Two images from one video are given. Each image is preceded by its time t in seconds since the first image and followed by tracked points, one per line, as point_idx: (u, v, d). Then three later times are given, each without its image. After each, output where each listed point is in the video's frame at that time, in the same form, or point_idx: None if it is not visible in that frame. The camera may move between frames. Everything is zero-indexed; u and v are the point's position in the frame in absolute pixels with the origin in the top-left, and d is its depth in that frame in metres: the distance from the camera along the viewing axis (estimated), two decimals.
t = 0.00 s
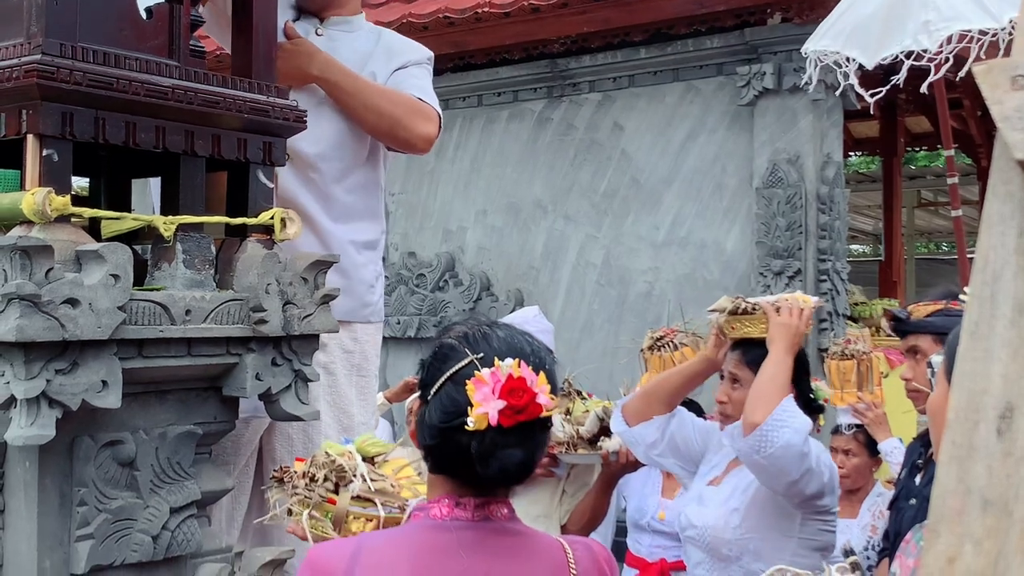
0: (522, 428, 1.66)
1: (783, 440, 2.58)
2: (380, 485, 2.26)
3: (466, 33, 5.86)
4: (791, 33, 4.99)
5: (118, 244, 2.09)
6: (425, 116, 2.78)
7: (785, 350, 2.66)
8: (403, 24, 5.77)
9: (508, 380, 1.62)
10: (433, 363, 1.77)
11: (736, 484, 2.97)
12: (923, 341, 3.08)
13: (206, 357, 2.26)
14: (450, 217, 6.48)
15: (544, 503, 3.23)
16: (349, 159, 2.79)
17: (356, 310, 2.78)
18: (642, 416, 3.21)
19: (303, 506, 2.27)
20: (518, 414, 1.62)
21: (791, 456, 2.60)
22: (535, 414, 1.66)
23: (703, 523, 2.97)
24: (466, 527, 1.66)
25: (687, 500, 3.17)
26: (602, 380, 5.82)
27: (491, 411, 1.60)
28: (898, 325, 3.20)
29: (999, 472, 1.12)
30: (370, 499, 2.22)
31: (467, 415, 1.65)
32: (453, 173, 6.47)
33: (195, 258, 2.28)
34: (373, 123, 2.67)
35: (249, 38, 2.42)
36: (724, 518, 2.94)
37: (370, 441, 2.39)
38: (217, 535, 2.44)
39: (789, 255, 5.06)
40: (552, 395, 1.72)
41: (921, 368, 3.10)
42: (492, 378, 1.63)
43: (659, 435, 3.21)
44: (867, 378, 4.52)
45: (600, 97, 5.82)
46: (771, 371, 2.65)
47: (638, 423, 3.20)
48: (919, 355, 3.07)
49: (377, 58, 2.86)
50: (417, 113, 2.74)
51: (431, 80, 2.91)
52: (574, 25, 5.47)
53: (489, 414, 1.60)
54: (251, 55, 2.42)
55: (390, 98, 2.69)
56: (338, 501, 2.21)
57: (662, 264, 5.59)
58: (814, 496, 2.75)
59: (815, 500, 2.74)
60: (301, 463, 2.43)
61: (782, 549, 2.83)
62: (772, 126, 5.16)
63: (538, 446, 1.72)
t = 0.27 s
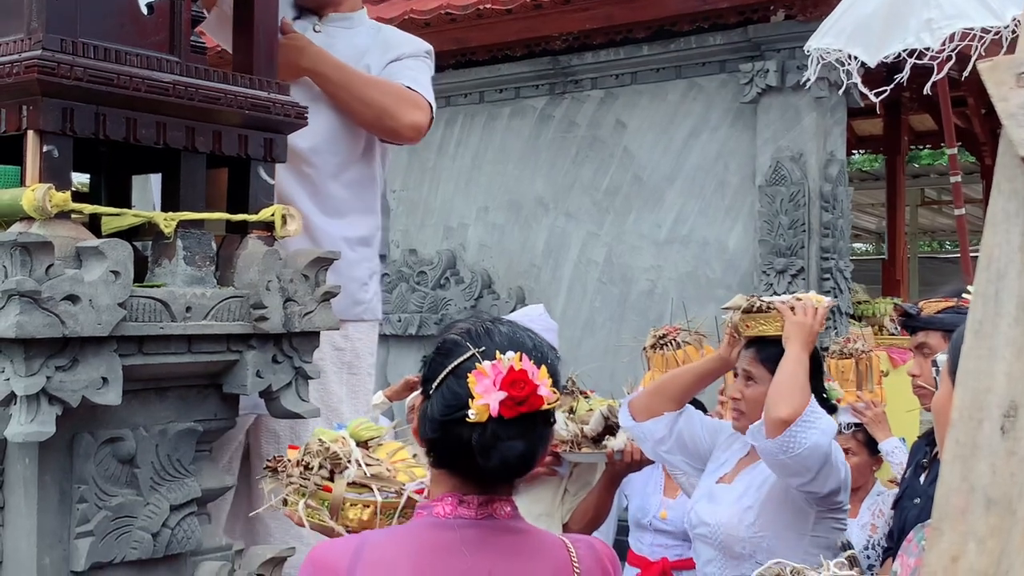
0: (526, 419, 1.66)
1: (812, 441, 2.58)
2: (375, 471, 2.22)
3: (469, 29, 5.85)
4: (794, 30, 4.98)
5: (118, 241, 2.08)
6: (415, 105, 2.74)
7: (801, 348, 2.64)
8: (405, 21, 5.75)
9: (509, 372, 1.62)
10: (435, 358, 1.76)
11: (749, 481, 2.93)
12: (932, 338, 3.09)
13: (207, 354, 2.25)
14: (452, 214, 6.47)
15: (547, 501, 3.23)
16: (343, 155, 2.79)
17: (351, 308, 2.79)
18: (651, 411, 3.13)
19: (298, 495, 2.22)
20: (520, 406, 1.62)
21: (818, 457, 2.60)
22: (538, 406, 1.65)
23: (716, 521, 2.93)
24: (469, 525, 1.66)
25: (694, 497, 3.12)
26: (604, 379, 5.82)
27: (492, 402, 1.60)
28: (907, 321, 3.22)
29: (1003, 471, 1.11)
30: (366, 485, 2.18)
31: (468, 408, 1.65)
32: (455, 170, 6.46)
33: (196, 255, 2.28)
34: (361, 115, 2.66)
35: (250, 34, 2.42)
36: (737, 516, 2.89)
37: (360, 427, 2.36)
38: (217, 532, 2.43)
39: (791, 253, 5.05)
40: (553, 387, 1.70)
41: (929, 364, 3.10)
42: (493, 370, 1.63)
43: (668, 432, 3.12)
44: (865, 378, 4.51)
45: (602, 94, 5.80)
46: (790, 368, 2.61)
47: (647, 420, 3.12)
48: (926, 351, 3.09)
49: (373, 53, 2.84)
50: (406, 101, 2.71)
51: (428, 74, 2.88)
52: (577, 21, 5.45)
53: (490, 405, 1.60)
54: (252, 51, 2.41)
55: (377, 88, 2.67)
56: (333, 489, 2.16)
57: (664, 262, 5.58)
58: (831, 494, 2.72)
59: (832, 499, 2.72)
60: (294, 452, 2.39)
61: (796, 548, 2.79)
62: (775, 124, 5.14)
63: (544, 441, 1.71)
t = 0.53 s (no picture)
0: (549, 414, 1.67)
1: (835, 441, 2.56)
2: (370, 445, 2.27)
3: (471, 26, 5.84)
4: (797, 28, 4.97)
5: (121, 236, 2.08)
6: (418, 107, 2.74)
7: (814, 348, 2.64)
8: (408, 17, 5.75)
9: (534, 366, 1.64)
10: (445, 356, 1.72)
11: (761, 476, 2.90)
12: (938, 337, 3.13)
13: (209, 350, 2.25)
14: (454, 211, 6.46)
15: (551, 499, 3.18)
16: (344, 151, 2.78)
17: (353, 303, 2.79)
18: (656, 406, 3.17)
19: (299, 474, 2.22)
20: (547, 399, 1.64)
21: (840, 457, 2.59)
22: (563, 399, 1.69)
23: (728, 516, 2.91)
24: (474, 524, 1.66)
25: (704, 492, 3.10)
26: (606, 377, 5.82)
27: (522, 397, 1.60)
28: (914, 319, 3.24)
29: (1008, 468, 1.11)
30: (364, 458, 2.23)
31: (492, 403, 1.64)
32: (457, 167, 6.45)
33: (198, 251, 2.28)
34: (363, 113, 2.65)
35: (253, 30, 2.41)
36: (749, 511, 2.87)
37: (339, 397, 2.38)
38: (218, 528, 2.43)
39: (794, 251, 5.05)
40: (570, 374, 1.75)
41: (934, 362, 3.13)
42: (518, 364, 1.64)
43: (674, 426, 3.18)
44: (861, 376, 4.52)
45: (604, 91, 5.80)
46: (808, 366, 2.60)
47: (653, 413, 3.16)
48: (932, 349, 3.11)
49: (375, 49, 2.84)
50: (408, 103, 2.71)
51: (430, 72, 2.86)
52: (580, 18, 5.44)
53: (519, 400, 1.60)
54: (255, 47, 2.41)
55: (380, 87, 2.66)
56: (336, 465, 2.20)
57: (666, 259, 5.57)
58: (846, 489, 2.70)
59: (848, 494, 2.70)
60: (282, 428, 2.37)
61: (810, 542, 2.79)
62: (777, 121, 5.14)
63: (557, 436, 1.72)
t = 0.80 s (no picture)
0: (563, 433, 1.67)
1: (839, 437, 2.42)
2: (363, 398, 2.29)
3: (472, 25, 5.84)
4: (799, 26, 4.96)
5: (123, 234, 2.08)
6: (427, 104, 2.74)
7: (818, 347, 2.50)
8: (409, 16, 5.74)
9: (551, 388, 1.60)
10: (453, 368, 1.68)
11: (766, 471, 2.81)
12: (943, 336, 3.09)
13: (211, 348, 2.25)
14: (455, 210, 6.46)
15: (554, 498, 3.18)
16: (351, 150, 2.78)
17: (358, 302, 2.79)
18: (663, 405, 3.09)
19: (301, 431, 2.27)
20: (561, 421, 1.62)
21: (844, 453, 2.46)
22: (575, 419, 1.66)
23: (733, 513, 2.82)
24: (475, 521, 1.66)
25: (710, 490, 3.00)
26: (607, 375, 5.82)
27: (538, 420, 1.58)
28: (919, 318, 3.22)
29: (1011, 467, 1.11)
30: (359, 412, 2.26)
31: (506, 422, 1.62)
32: (459, 165, 6.45)
33: (200, 249, 2.29)
34: (372, 111, 2.66)
35: (255, 27, 2.41)
36: (755, 508, 2.78)
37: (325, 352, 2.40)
38: (220, 526, 2.43)
39: (795, 250, 5.04)
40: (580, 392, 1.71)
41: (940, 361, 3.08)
42: (534, 385, 1.60)
43: (681, 424, 3.09)
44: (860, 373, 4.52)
45: (606, 90, 5.79)
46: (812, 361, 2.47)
47: (658, 411, 3.08)
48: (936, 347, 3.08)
49: (382, 49, 2.84)
50: (417, 101, 2.71)
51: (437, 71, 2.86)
52: (581, 17, 5.44)
53: (536, 422, 1.58)
54: (256, 45, 2.41)
55: (388, 86, 2.66)
56: (333, 421, 2.23)
57: (667, 258, 5.57)
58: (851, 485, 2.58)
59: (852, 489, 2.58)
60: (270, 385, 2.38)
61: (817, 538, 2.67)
62: (779, 120, 5.13)
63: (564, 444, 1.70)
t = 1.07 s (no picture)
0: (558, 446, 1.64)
1: (836, 437, 2.42)
2: (359, 408, 2.15)
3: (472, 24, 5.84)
4: (800, 25, 4.96)
5: (123, 233, 2.08)
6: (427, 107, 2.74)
7: (824, 348, 2.48)
8: (410, 14, 5.74)
9: (546, 402, 1.57)
10: (450, 377, 1.67)
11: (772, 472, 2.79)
12: (946, 336, 3.09)
13: (211, 347, 2.25)
14: (456, 209, 6.46)
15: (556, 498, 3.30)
16: (353, 152, 2.78)
17: (358, 304, 2.80)
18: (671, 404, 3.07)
19: (300, 447, 2.10)
20: (557, 434, 1.61)
21: (843, 453, 2.45)
22: (573, 431, 1.65)
23: (738, 513, 2.80)
24: (474, 518, 1.66)
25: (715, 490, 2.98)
26: (607, 374, 5.82)
27: (533, 434, 1.56)
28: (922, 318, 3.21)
29: (1012, 466, 1.11)
30: (356, 423, 2.12)
31: (502, 435, 1.62)
32: (459, 164, 6.45)
33: (200, 248, 2.28)
34: (373, 113, 2.66)
35: (255, 26, 2.41)
36: (760, 509, 2.76)
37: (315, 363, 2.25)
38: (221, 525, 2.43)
39: (796, 249, 5.04)
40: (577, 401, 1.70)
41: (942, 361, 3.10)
42: (530, 399, 1.58)
43: (688, 424, 3.07)
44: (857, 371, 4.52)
45: (606, 89, 5.79)
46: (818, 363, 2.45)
47: (666, 411, 3.06)
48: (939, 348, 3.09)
49: (384, 51, 2.83)
50: (418, 105, 2.71)
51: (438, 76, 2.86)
52: (582, 16, 5.44)
53: (531, 437, 1.56)
54: (257, 44, 2.41)
55: (388, 89, 2.66)
56: (332, 433, 2.07)
57: (668, 257, 5.57)
58: (854, 486, 2.56)
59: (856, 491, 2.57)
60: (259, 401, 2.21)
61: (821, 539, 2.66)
62: (779, 119, 5.13)
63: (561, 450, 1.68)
